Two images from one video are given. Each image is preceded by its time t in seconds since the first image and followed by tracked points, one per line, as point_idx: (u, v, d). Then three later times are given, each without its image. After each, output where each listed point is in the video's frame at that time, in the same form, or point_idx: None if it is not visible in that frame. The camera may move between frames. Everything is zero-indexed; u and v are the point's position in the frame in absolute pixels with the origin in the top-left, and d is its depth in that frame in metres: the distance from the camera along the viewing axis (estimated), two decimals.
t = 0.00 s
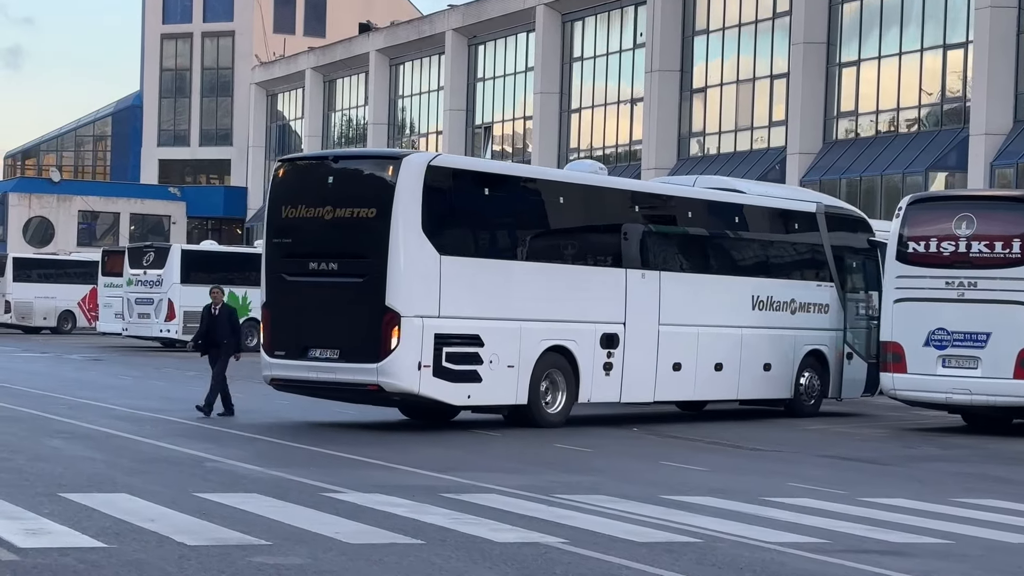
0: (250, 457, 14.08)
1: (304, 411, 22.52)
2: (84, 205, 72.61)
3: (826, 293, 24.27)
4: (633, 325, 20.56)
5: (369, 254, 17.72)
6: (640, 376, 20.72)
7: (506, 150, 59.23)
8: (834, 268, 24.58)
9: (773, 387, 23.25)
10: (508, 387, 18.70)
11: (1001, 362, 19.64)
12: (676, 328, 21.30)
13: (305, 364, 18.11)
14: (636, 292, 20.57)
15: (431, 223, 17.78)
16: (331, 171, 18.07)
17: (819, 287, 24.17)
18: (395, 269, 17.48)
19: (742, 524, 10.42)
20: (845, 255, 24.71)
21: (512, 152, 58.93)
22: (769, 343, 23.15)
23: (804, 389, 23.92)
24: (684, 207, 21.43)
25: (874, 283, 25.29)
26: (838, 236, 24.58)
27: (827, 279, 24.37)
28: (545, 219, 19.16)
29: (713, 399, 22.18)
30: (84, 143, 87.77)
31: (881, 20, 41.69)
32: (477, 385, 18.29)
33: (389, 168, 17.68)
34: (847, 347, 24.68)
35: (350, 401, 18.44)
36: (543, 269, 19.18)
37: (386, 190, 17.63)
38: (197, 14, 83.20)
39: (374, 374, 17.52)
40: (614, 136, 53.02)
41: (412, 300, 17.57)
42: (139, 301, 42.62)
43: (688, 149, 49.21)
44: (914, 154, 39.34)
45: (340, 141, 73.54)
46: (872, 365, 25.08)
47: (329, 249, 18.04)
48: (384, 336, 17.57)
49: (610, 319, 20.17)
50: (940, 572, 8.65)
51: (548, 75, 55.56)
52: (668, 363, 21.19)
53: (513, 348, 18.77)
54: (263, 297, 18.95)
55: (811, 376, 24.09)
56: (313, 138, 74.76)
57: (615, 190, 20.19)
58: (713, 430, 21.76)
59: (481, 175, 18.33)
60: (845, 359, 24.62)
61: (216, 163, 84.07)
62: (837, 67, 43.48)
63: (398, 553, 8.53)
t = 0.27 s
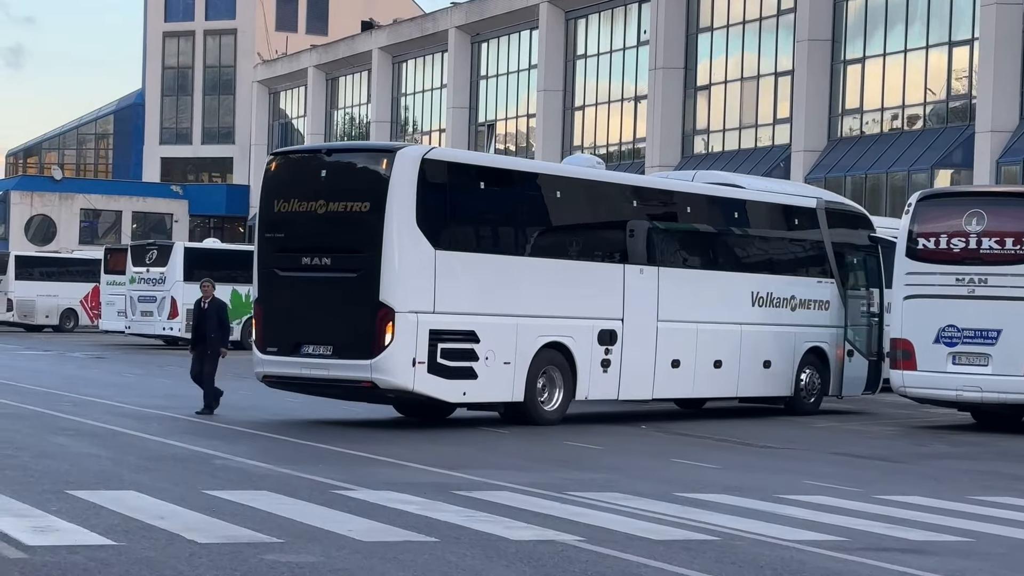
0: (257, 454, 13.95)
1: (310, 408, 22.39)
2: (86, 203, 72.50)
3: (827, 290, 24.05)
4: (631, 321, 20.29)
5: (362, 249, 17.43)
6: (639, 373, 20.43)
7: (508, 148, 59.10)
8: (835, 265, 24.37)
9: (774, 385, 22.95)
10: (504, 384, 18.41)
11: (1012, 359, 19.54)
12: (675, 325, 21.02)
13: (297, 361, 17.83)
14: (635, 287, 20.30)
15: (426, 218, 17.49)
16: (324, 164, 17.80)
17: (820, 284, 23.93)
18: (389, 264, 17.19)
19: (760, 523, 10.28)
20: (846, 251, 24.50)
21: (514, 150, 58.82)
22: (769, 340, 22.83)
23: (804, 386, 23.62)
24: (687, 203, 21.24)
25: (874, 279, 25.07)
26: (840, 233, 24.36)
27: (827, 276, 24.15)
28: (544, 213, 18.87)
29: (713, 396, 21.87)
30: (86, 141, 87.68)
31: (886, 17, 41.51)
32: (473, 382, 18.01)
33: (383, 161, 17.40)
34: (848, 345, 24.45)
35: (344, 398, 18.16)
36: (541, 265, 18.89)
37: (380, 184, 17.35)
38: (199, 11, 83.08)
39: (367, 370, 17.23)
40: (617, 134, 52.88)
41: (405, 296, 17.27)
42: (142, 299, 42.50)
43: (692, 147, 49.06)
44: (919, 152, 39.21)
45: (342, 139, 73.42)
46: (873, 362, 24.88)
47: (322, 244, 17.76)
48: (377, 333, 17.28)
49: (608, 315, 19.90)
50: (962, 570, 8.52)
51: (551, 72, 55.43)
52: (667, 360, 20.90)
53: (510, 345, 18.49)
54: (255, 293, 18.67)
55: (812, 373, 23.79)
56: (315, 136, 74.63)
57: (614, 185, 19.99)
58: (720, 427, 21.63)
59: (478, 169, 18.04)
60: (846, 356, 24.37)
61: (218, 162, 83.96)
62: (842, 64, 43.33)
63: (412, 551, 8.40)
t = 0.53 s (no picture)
0: (264, 459, 13.79)
1: (315, 410, 22.23)
2: (88, 204, 72.37)
3: (827, 291, 23.74)
4: (628, 322, 19.97)
5: (356, 249, 17.07)
6: (636, 375, 20.10)
7: (512, 147, 58.94)
8: (835, 266, 24.04)
9: (774, 387, 22.62)
10: (499, 387, 18.06)
11: None
12: (673, 326, 20.69)
13: (289, 363, 17.48)
14: (633, 287, 20.00)
15: (420, 217, 17.14)
16: (317, 163, 17.44)
17: (821, 285, 23.62)
18: (383, 265, 16.83)
19: (776, 529, 10.12)
20: (847, 251, 24.16)
21: (517, 150, 58.66)
22: (768, 342, 22.50)
23: (804, 389, 23.30)
24: (693, 204, 21.05)
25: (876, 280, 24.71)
26: (840, 233, 24.03)
27: (827, 277, 23.81)
28: (544, 213, 18.58)
29: (710, 398, 21.53)
30: (88, 140, 87.55)
31: (892, 16, 41.34)
32: (468, 384, 17.66)
33: (377, 160, 17.05)
34: (849, 347, 24.05)
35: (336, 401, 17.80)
36: (542, 265, 18.62)
37: (374, 182, 16.99)
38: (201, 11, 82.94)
39: (360, 373, 16.88)
40: (622, 134, 52.70)
41: (399, 297, 16.91)
42: (144, 299, 42.36)
43: (696, 147, 48.87)
44: (926, 152, 39.07)
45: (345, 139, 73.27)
46: (875, 365, 24.35)
47: (314, 244, 17.40)
48: (371, 334, 16.92)
49: (606, 316, 19.58)
50: None
51: (555, 72, 55.27)
52: (665, 362, 20.57)
53: (506, 347, 18.15)
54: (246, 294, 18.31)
55: (812, 376, 23.47)
56: (317, 137, 74.47)
57: (614, 184, 19.71)
58: (728, 429, 21.47)
59: (474, 168, 17.70)
60: (847, 359, 23.96)
61: (220, 162, 83.81)
62: (847, 64, 43.16)
63: (424, 560, 8.24)
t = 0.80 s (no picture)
0: (275, 461, 13.64)
1: (324, 411, 22.08)
2: (93, 203, 72.28)
3: (831, 290, 23.36)
4: (628, 322, 19.59)
5: (350, 247, 16.65)
6: (637, 375, 19.69)
7: (518, 146, 58.79)
8: (838, 265, 23.64)
9: (777, 388, 22.23)
10: (497, 388, 17.65)
11: None
12: (675, 326, 20.30)
13: (282, 363, 17.07)
14: (634, 286, 19.62)
15: (415, 215, 16.73)
16: (311, 160, 17.03)
17: (824, 284, 23.25)
18: (377, 263, 16.41)
19: (796, 533, 9.98)
20: (850, 250, 23.78)
21: (523, 148, 58.53)
22: (772, 342, 22.09)
23: (807, 390, 22.93)
24: (703, 204, 20.82)
25: (881, 279, 24.33)
26: (843, 231, 23.67)
27: (831, 276, 23.45)
28: (550, 213, 18.29)
29: (711, 399, 21.10)
30: (93, 140, 87.46)
31: (900, 15, 41.16)
32: (465, 385, 17.24)
33: (372, 157, 16.64)
34: (852, 348, 23.67)
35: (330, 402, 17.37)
36: (549, 265, 18.36)
37: (368, 180, 16.58)
38: (206, 10, 82.83)
39: (355, 373, 16.46)
40: (628, 133, 52.54)
41: (394, 296, 16.49)
42: (150, 298, 42.23)
43: (703, 146, 48.72)
44: (935, 151, 38.92)
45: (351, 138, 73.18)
46: (879, 366, 23.92)
47: (308, 242, 16.99)
48: (365, 334, 16.49)
49: (606, 316, 19.20)
50: None
51: (561, 71, 55.12)
52: (666, 362, 20.17)
53: (504, 347, 17.75)
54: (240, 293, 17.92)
55: (815, 377, 23.09)
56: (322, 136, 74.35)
57: (617, 181, 19.36)
58: (740, 431, 21.29)
59: (471, 165, 17.30)
60: (850, 359, 23.59)
61: (225, 161, 83.72)
62: (856, 62, 42.98)
63: (443, 566, 8.09)
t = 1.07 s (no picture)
0: (290, 462, 13.56)
1: (337, 412, 21.99)
2: (101, 203, 72.21)
3: (837, 290, 23.09)
4: (632, 322, 19.33)
5: (349, 246, 16.49)
6: (640, 376, 19.44)
7: (526, 146, 58.67)
8: (845, 264, 23.37)
9: (782, 388, 21.97)
10: (497, 389, 17.44)
11: None
12: (678, 326, 20.06)
13: (279, 363, 16.87)
14: (635, 286, 19.36)
15: (416, 212, 16.58)
16: (310, 157, 16.86)
17: (830, 284, 22.98)
18: (376, 262, 16.26)
19: (820, 536, 9.89)
20: (857, 249, 23.50)
21: (531, 148, 58.41)
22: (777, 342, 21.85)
23: (813, 391, 22.66)
24: (715, 204, 20.68)
25: (886, 279, 24.13)
26: (850, 230, 23.38)
27: (837, 276, 23.19)
28: (559, 212, 18.17)
29: (715, 400, 20.83)
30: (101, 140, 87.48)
31: (911, 13, 41.01)
32: (465, 386, 17.04)
33: (371, 153, 16.49)
34: (858, 348, 23.38)
35: (328, 403, 17.20)
36: (558, 265, 18.24)
37: (368, 178, 16.44)
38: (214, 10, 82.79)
39: (353, 374, 16.29)
40: (637, 132, 52.39)
41: (393, 295, 16.32)
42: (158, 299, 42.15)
43: (713, 145, 48.56)
44: (945, 151, 38.80)
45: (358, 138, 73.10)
46: (885, 366, 23.74)
47: (306, 241, 16.81)
48: (364, 334, 16.32)
49: (608, 315, 18.98)
50: None
51: (570, 70, 55.00)
52: (670, 362, 19.90)
53: (505, 347, 17.54)
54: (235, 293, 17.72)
55: (821, 378, 22.81)
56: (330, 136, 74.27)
57: (624, 180, 19.13)
58: (753, 431, 21.19)
59: (472, 162, 17.11)
60: (856, 360, 23.31)
61: (232, 161, 83.63)
62: (866, 62, 42.85)
63: (465, 569, 7.98)
